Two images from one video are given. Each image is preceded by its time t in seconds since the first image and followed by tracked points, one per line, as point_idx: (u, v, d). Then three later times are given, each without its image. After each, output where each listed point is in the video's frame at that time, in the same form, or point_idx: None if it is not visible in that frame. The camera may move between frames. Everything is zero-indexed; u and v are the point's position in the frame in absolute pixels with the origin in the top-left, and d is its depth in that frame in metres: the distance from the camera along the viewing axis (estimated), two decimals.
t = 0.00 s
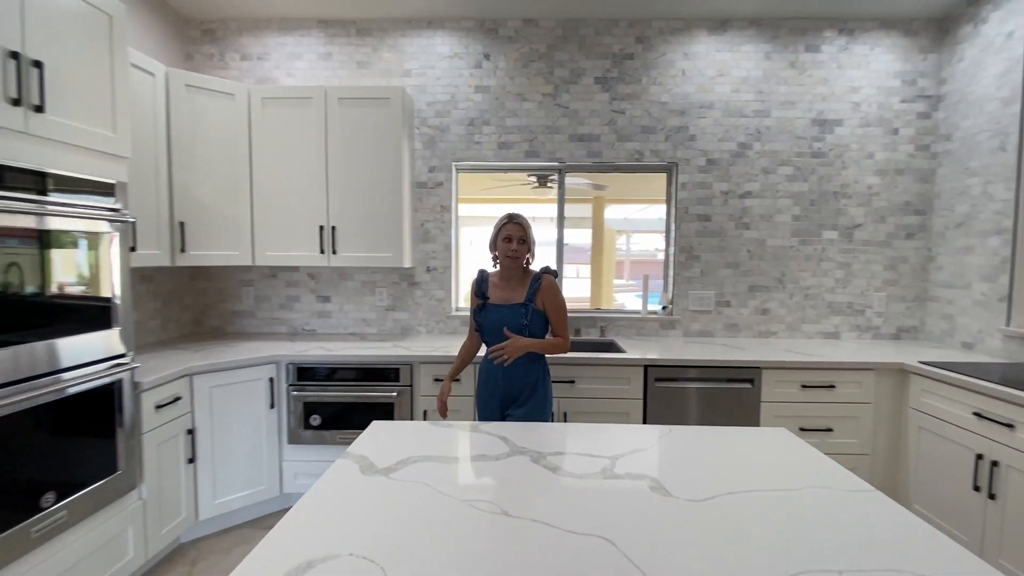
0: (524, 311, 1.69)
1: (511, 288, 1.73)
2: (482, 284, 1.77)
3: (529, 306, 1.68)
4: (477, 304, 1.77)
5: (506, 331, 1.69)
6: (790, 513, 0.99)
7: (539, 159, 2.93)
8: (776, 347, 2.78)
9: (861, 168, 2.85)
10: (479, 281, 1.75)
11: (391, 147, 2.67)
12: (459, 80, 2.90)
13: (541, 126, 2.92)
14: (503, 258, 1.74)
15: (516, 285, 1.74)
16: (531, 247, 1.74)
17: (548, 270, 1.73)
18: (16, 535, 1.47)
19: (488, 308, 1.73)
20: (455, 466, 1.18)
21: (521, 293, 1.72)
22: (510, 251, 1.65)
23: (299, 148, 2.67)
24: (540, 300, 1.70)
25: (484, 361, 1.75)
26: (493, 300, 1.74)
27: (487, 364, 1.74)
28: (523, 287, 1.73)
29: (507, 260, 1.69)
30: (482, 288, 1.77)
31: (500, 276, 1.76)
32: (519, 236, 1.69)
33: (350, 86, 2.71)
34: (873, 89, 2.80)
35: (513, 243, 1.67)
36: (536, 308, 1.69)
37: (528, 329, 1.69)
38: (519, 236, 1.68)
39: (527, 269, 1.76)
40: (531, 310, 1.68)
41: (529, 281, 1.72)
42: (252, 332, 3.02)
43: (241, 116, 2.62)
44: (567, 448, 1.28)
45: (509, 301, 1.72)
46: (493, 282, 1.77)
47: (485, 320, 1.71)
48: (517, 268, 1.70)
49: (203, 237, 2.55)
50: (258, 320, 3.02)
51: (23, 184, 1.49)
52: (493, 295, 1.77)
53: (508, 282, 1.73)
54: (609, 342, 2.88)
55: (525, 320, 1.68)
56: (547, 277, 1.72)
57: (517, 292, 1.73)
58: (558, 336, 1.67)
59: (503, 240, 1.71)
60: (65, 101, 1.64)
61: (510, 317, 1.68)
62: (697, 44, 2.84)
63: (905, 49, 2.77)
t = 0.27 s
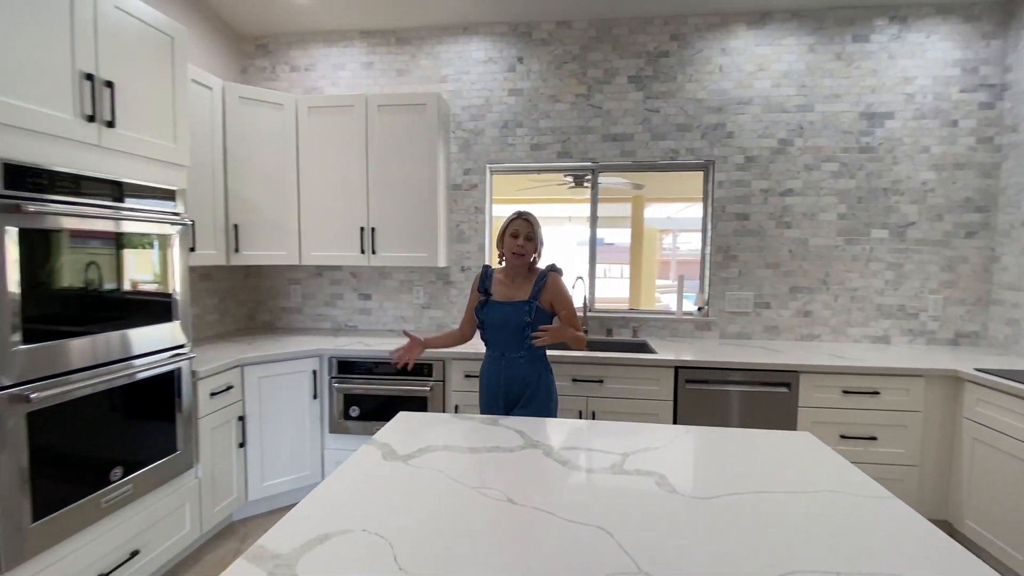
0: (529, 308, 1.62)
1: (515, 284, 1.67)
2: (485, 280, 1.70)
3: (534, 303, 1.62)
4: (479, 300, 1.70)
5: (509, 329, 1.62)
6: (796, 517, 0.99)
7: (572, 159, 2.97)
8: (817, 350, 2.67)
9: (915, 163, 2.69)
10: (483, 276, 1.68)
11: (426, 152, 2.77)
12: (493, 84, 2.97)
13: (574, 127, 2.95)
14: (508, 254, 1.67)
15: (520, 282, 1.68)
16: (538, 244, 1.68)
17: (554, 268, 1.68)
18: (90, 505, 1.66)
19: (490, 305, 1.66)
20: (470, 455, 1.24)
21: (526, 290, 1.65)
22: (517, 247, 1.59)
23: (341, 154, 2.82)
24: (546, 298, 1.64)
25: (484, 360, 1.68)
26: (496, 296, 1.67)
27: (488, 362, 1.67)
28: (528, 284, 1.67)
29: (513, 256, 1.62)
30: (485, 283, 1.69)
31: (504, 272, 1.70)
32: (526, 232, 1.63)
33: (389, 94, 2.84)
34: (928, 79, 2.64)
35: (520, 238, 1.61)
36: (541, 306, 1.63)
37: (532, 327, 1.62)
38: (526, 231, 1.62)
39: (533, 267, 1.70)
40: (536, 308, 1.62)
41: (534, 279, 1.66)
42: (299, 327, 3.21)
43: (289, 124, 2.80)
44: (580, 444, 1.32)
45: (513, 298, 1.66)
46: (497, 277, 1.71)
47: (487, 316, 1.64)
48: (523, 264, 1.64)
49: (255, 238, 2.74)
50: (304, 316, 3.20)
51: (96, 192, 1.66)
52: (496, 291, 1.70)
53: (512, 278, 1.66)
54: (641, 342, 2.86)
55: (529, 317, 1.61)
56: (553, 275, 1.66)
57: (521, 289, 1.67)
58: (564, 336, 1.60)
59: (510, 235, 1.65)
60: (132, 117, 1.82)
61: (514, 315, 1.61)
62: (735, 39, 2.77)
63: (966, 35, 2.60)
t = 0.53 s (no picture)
0: (536, 307, 1.65)
1: (521, 283, 1.70)
2: (493, 278, 1.73)
3: (541, 303, 1.65)
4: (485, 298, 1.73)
5: (516, 327, 1.66)
6: (800, 517, 0.98)
7: (604, 160, 2.98)
8: (860, 355, 2.56)
9: (972, 157, 2.52)
10: (490, 274, 1.72)
11: (460, 155, 2.86)
12: (525, 88, 3.04)
13: (607, 127, 2.96)
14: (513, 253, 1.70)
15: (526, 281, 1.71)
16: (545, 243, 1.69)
17: (562, 268, 1.70)
18: (151, 479, 1.84)
19: (498, 302, 1.70)
20: (483, 446, 1.30)
21: (533, 289, 1.69)
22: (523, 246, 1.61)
23: (380, 158, 2.96)
24: (553, 298, 1.67)
25: (490, 357, 1.72)
26: (503, 294, 1.70)
27: (493, 359, 1.71)
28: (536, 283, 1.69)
29: (518, 255, 1.65)
30: (491, 281, 1.73)
31: (512, 271, 1.73)
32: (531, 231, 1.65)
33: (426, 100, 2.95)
34: (988, 68, 2.47)
35: (526, 238, 1.63)
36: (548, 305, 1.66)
37: (539, 326, 1.65)
38: (532, 231, 1.63)
39: (540, 266, 1.72)
40: (543, 307, 1.65)
41: (541, 278, 1.69)
42: (341, 323, 3.39)
43: (333, 131, 2.97)
44: (592, 440, 1.35)
45: (519, 296, 1.69)
46: (503, 275, 1.74)
47: (494, 314, 1.68)
48: (530, 264, 1.66)
49: (301, 239, 2.93)
50: (347, 313, 3.38)
51: (161, 200, 1.85)
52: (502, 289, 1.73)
53: (519, 277, 1.69)
54: (674, 343, 2.84)
55: (536, 316, 1.64)
56: (561, 275, 1.69)
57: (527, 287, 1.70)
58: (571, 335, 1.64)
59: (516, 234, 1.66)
60: (191, 129, 2.00)
61: (521, 313, 1.65)
62: (774, 33, 2.70)
63: None
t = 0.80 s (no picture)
0: (547, 311, 1.71)
1: (528, 287, 1.75)
2: (499, 283, 1.77)
3: (551, 305, 1.71)
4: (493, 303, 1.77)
5: (526, 331, 1.70)
6: (805, 526, 0.96)
7: (637, 161, 2.96)
8: (910, 363, 2.42)
9: None
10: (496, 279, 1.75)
11: (493, 158, 2.92)
12: (558, 91, 3.07)
13: (640, 128, 2.94)
14: (520, 258, 1.74)
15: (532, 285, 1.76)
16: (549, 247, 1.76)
17: (566, 271, 1.78)
18: (202, 462, 2.01)
19: (507, 307, 1.73)
20: (496, 442, 1.34)
21: (541, 293, 1.74)
22: (533, 252, 1.67)
23: (417, 163, 3.07)
24: (562, 300, 1.73)
25: (500, 362, 1.73)
26: (511, 298, 1.74)
27: (503, 364, 1.73)
28: (544, 287, 1.75)
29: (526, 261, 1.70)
30: (498, 286, 1.76)
31: (518, 275, 1.77)
32: (537, 237, 1.71)
33: (461, 106, 3.04)
34: None
35: (534, 241, 1.69)
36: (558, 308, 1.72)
37: (550, 329, 1.70)
38: (539, 234, 1.70)
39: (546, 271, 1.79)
40: (554, 310, 1.70)
41: (549, 282, 1.75)
42: (381, 322, 3.54)
43: (373, 138, 3.11)
44: (604, 440, 1.36)
45: (527, 300, 1.74)
46: (509, 281, 1.78)
47: (504, 319, 1.71)
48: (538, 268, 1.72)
49: (343, 241, 3.08)
50: (386, 312, 3.52)
51: (214, 206, 2.02)
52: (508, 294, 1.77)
53: (526, 282, 1.74)
54: (708, 347, 2.78)
55: (549, 319, 1.69)
56: (567, 279, 1.76)
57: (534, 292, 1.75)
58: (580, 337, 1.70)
59: (522, 238, 1.72)
60: (241, 141, 2.17)
61: (533, 316, 1.69)
62: (817, 26, 2.59)
63: None
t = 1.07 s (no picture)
0: (541, 311, 1.71)
1: (521, 287, 1.74)
2: (492, 283, 1.76)
3: (545, 306, 1.71)
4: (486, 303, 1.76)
5: (521, 332, 1.71)
6: (813, 537, 0.92)
7: (671, 158, 2.90)
8: (968, 372, 2.24)
9: None
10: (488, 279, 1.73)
11: (524, 159, 2.94)
12: (590, 89, 3.05)
13: (675, 125, 2.87)
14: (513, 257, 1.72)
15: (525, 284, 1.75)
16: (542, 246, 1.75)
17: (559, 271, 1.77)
18: (243, 450, 2.14)
19: (501, 307, 1.73)
20: (508, 441, 1.35)
21: (535, 293, 1.74)
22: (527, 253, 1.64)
23: (450, 165, 3.13)
24: (556, 300, 1.74)
25: (494, 363, 1.74)
26: (505, 299, 1.74)
27: (498, 364, 1.74)
28: (537, 286, 1.74)
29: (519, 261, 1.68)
30: (492, 286, 1.75)
31: (511, 274, 1.76)
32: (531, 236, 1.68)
33: (492, 108, 3.07)
34: None
35: (528, 240, 1.66)
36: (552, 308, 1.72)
37: (545, 329, 1.72)
38: (533, 233, 1.67)
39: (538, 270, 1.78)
40: (549, 310, 1.71)
41: (542, 282, 1.74)
42: (416, 320, 3.63)
43: (408, 141, 3.19)
44: (638, 445, 1.34)
45: (520, 300, 1.74)
46: (501, 280, 1.77)
47: (498, 320, 1.71)
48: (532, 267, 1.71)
49: (378, 241, 3.18)
50: (421, 311, 3.61)
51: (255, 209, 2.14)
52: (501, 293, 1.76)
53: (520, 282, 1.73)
54: (745, 351, 2.68)
55: (544, 320, 1.70)
56: (560, 278, 1.75)
57: (528, 292, 1.75)
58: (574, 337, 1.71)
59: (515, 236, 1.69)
60: (280, 147, 2.29)
61: (529, 317, 1.70)
62: (865, 13, 2.45)
63: None
